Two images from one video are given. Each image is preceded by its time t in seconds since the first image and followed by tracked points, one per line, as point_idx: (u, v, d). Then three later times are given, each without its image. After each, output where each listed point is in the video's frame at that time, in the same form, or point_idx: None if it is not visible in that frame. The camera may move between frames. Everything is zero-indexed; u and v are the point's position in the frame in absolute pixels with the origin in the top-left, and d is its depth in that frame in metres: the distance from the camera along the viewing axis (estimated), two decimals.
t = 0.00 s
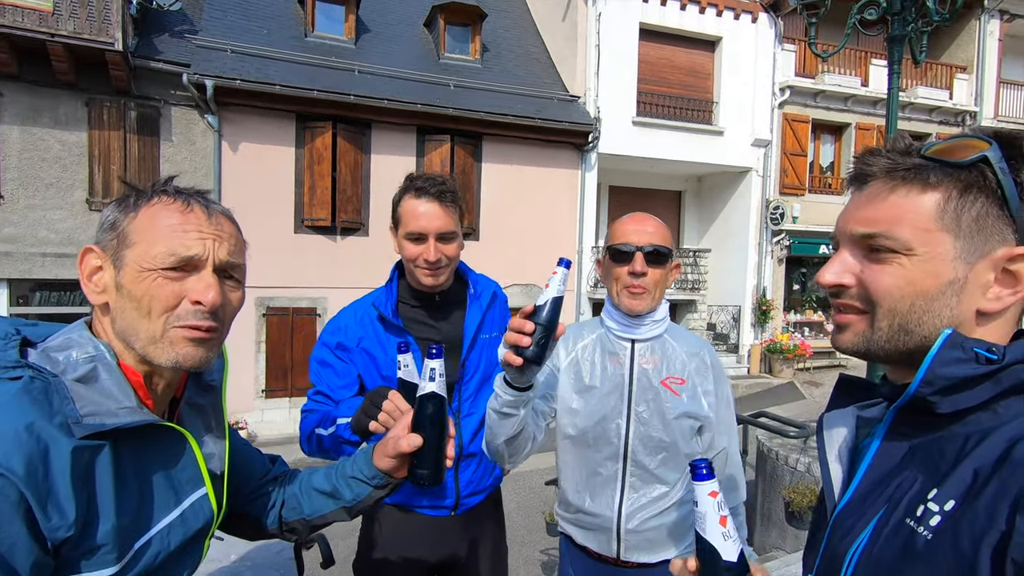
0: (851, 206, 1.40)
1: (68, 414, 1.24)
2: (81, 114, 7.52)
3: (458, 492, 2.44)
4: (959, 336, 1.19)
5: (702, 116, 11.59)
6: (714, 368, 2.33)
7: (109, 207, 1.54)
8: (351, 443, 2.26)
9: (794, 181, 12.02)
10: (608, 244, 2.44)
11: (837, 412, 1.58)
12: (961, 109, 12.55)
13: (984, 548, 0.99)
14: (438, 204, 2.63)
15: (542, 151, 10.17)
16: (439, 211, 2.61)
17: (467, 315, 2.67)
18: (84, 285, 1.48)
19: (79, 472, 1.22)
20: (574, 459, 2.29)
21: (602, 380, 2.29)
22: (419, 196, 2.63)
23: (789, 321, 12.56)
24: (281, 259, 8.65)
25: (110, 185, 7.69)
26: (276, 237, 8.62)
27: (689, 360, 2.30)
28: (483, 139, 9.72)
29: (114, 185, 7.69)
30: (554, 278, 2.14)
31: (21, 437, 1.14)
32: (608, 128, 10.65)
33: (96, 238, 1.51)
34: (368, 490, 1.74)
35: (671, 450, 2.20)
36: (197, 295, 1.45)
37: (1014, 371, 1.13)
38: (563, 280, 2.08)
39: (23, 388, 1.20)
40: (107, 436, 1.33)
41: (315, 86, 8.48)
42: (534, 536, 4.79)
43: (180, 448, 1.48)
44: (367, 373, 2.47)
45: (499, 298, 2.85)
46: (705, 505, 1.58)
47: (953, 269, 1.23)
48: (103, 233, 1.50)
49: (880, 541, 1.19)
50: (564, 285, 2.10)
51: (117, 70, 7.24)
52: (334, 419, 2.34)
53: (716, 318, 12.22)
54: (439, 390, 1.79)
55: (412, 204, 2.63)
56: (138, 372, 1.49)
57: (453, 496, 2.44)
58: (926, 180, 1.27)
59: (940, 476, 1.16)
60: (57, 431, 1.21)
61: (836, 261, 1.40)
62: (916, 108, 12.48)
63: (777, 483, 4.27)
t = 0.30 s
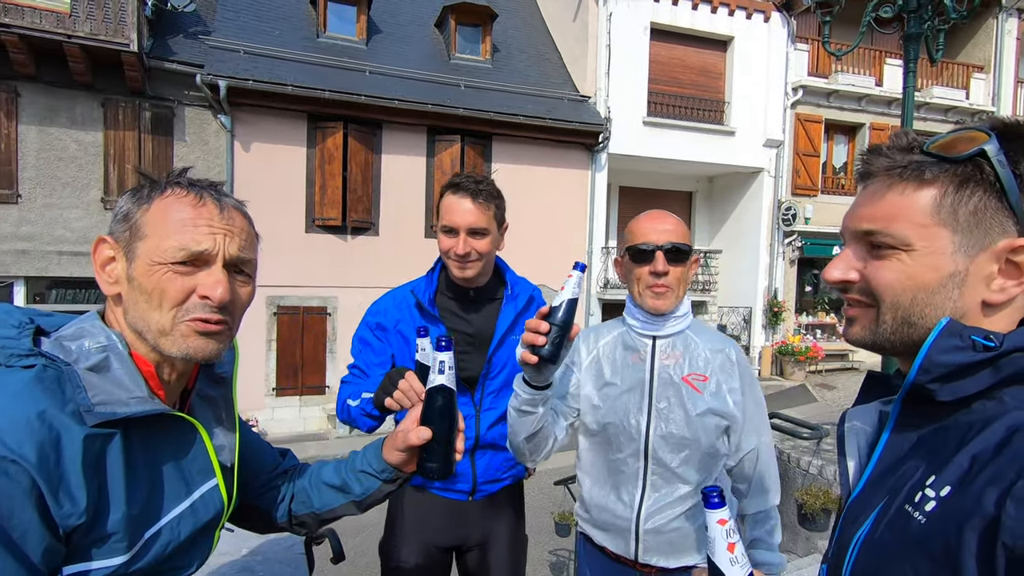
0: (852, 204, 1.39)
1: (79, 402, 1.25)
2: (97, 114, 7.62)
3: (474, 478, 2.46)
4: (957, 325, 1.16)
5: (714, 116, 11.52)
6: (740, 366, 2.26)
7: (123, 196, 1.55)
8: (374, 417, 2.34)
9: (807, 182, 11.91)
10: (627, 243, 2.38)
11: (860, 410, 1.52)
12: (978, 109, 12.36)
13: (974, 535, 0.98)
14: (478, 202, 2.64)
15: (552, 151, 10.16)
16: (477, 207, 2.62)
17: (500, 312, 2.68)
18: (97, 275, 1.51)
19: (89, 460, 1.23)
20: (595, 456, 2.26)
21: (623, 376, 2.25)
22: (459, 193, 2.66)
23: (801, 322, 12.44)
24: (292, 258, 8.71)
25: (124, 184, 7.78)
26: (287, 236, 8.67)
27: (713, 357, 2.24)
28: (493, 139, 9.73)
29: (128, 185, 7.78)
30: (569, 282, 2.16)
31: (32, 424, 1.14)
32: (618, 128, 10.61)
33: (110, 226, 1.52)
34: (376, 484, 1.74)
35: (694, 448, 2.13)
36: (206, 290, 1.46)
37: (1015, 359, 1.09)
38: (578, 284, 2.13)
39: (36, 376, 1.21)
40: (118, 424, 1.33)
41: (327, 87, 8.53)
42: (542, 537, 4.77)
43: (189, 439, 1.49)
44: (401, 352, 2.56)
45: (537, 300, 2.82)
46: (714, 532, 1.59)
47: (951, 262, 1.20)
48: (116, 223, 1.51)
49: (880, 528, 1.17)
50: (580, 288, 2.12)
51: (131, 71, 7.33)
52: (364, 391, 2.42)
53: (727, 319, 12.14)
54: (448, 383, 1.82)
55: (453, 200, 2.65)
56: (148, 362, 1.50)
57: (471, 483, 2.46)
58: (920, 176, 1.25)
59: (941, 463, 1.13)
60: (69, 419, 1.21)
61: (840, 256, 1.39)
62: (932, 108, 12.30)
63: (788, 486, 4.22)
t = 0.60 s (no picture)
0: (862, 199, 1.37)
1: (94, 388, 1.26)
2: (111, 110, 7.69)
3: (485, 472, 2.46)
4: (974, 316, 1.14)
5: (726, 116, 11.44)
6: (782, 369, 2.11)
7: (139, 182, 1.56)
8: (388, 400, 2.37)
9: (820, 183, 11.80)
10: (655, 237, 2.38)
11: (876, 404, 1.49)
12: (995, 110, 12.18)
13: (990, 529, 0.96)
14: (503, 198, 2.64)
15: (563, 150, 10.14)
16: (502, 203, 2.61)
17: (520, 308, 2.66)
18: (113, 260, 1.51)
19: (104, 446, 1.24)
20: (626, 453, 2.23)
21: (654, 373, 2.20)
22: (484, 188, 2.66)
23: (812, 325, 12.33)
24: (303, 255, 8.76)
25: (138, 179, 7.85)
26: (297, 232, 8.71)
27: (751, 357, 2.12)
28: (503, 137, 9.72)
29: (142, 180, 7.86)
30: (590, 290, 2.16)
31: (48, 408, 1.15)
32: (629, 127, 10.56)
33: (126, 212, 1.53)
34: (387, 476, 1.74)
35: (725, 449, 2.03)
36: (222, 278, 1.46)
37: None
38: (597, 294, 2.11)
39: (51, 361, 1.23)
40: (132, 410, 1.34)
41: (338, 84, 8.56)
42: (550, 535, 4.76)
43: (202, 427, 1.49)
44: (419, 340, 2.56)
45: (557, 300, 2.80)
46: (744, 530, 1.55)
47: (972, 254, 1.17)
48: (133, 208, 1.52)
49: (896, 522, 1.15)
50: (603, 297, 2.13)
51: (146, 67, 7.39)
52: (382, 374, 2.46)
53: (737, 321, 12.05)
54: (461, 375, 1.83)
55: (479, 195, 2.65)
56: (163, 348, 1.50)
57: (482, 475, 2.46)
58: (936, 167, 1.22)
59: (957, 457, 1.11)
60: (84, 404, 1.22)
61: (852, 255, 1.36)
62: (948, 109, 12.13)
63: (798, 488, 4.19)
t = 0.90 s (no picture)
0: (908, 187, 1.26)
1: (98, 378, 1.26)
2: (116, 103, 7.70)
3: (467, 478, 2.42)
4: (986, 325, 1.11)
5: (730, 116, 11.40)
6: (792, 373, 2.09)
7: (145, 173, 1.55)
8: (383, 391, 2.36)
9: (824, 183, 11.77)
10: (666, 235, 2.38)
11: (872, 402, 1.49)
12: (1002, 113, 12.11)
13: (996, 531, 0.95)
14: (504, 192, 2.63)
15: (567, 148, 10.12)
16: (502, 198, 2.61)
17: (513, 309, 2.64)
18: (117, 252, 1.52)
19: (108, 438, 1.24)
20: (631, 452, 2.23)
21: (662, 372, 2.20)
22: (485, 182, 2.65)
23: (814, 326, 12.31)
24: (306, 250, 8.77)
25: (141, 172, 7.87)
26: (301, 228, 8.71)
27: (761, 359, 2.10)
28: (507, 135, 9.71)
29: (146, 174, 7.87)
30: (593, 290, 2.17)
31: (52, 399, 1.15)
32: (633, 126, 10.54)
33: (132, 203, 1.53)
34: (390, 471, 1.74)
35: (731, 451, 2.02)
36: (226, 276, 1.46)
37: None
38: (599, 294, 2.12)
39: (55, 352, 1.24)
40: (136, 402, 1.34)
41: (343, 79, 8.56)
42: (550, 534, 4.76)
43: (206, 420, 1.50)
44: (415, 331, 2.57)
45: (552, 303, 2.78)
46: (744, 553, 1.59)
47: None
48: (138, 200, 1.51)
49: (900, 524, 1.14)
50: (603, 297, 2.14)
51: (151, 61, 7.40)
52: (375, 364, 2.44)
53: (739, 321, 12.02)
54: (465, 370, 1.82)
55: (480, 189, 2.65)
56: (167, 342, 1.52)
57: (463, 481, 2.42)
58: (1017, 160, 1.16)
59: (962, 458, 1.10)
60: (88, 396, 1.23)
61: (911, 255, 1.23)
62: (953, 111, 12.07)
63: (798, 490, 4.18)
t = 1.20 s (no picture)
0: (903, 188, 1.28)
1: (103, 372, 1.27)
2: (117, 99, 7.70)
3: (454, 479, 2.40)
4: (977, 325, 1.13)
5: (731, 118, 11.42)
6: (786, 374, 2.11)
7: (156, 170, 1.52)
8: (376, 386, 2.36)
9: (824, 187, 11.80)
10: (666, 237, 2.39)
11: (869, 403, 1.49)
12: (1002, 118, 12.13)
13: (986, 530, 0.95)
14: (495, 191, 2.65)
15: (567, 148, 10.13)
16: (493, 196, 2.63)
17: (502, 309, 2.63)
18: (125, 249, 1.51)
19: (113, 431, 1.25)
20: (625, 450, 2.24)
21: (657, 372, 2.22)
22: (476, 181, 2.67)
23: (812, 329, 12.34)
24: (306, 248, 8.78)
25: (143, 168, 7.88)
26: (301, 225, 8.73)
27: (756, 360, 2.12)
28: (508, 135, 9.72)
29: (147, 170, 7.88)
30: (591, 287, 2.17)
31: (58, 393, 1.16)
32: (634, 127, 10.55)
33: (141, 201, 1.50)
34: (390, 468, 1.75)
35: (725, 451, 2.02)
36: (235, 294, 1.48)
37: None
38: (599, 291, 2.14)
39: (62, 346, 1.24)
40: (141, 396, 1.35)
41: (345, 78, 8.57)
42: (547, 533, 4.77)
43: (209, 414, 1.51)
44: (406, 327, 2.57)
45: (543, 303, 2.76)
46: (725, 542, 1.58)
47: None
48: (151, 201, 1.48)
49: (891, 521, 1.16)
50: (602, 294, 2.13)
51: (153, 57, 7.41)
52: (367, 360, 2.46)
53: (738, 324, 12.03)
54: (466, 371, 1.84)
55: (472, 188, 2.66)
56: (170, 338, 1.52)
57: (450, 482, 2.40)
58: (1009, 161, 1.17)
59: (954, 456, 1.12)
60: (94, 390, 1.23)
61: (904, 253, 1.25)
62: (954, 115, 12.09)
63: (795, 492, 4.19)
